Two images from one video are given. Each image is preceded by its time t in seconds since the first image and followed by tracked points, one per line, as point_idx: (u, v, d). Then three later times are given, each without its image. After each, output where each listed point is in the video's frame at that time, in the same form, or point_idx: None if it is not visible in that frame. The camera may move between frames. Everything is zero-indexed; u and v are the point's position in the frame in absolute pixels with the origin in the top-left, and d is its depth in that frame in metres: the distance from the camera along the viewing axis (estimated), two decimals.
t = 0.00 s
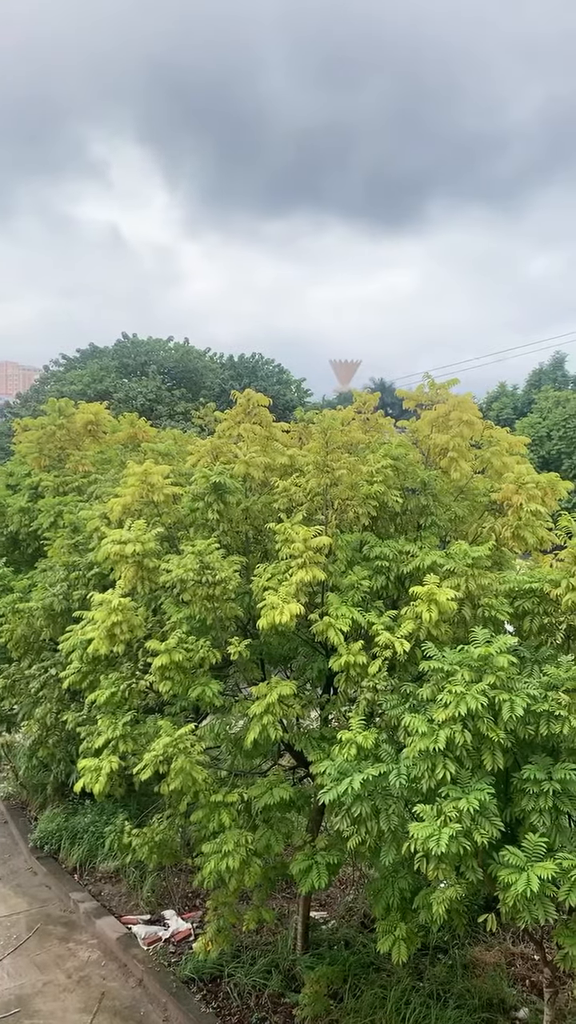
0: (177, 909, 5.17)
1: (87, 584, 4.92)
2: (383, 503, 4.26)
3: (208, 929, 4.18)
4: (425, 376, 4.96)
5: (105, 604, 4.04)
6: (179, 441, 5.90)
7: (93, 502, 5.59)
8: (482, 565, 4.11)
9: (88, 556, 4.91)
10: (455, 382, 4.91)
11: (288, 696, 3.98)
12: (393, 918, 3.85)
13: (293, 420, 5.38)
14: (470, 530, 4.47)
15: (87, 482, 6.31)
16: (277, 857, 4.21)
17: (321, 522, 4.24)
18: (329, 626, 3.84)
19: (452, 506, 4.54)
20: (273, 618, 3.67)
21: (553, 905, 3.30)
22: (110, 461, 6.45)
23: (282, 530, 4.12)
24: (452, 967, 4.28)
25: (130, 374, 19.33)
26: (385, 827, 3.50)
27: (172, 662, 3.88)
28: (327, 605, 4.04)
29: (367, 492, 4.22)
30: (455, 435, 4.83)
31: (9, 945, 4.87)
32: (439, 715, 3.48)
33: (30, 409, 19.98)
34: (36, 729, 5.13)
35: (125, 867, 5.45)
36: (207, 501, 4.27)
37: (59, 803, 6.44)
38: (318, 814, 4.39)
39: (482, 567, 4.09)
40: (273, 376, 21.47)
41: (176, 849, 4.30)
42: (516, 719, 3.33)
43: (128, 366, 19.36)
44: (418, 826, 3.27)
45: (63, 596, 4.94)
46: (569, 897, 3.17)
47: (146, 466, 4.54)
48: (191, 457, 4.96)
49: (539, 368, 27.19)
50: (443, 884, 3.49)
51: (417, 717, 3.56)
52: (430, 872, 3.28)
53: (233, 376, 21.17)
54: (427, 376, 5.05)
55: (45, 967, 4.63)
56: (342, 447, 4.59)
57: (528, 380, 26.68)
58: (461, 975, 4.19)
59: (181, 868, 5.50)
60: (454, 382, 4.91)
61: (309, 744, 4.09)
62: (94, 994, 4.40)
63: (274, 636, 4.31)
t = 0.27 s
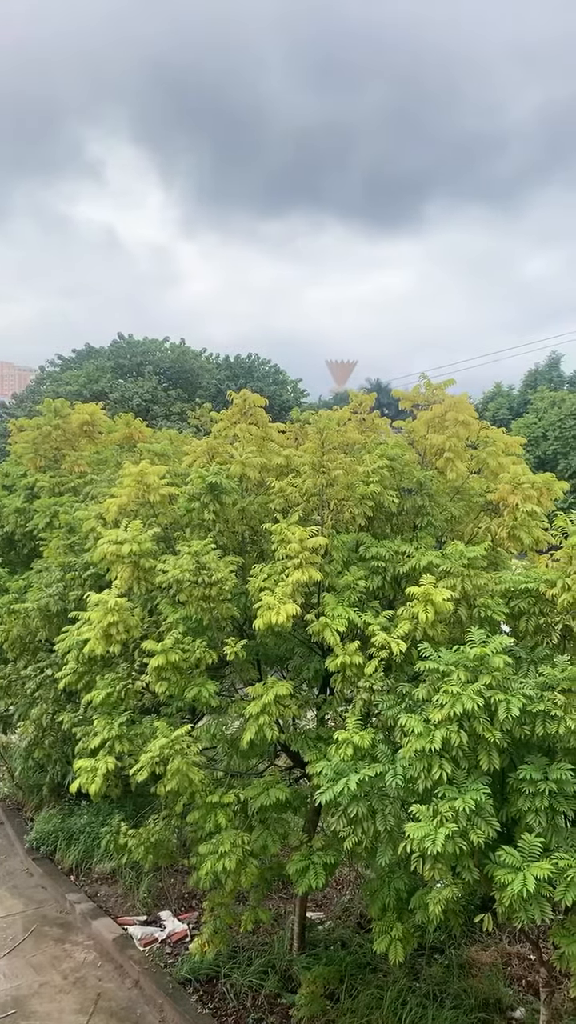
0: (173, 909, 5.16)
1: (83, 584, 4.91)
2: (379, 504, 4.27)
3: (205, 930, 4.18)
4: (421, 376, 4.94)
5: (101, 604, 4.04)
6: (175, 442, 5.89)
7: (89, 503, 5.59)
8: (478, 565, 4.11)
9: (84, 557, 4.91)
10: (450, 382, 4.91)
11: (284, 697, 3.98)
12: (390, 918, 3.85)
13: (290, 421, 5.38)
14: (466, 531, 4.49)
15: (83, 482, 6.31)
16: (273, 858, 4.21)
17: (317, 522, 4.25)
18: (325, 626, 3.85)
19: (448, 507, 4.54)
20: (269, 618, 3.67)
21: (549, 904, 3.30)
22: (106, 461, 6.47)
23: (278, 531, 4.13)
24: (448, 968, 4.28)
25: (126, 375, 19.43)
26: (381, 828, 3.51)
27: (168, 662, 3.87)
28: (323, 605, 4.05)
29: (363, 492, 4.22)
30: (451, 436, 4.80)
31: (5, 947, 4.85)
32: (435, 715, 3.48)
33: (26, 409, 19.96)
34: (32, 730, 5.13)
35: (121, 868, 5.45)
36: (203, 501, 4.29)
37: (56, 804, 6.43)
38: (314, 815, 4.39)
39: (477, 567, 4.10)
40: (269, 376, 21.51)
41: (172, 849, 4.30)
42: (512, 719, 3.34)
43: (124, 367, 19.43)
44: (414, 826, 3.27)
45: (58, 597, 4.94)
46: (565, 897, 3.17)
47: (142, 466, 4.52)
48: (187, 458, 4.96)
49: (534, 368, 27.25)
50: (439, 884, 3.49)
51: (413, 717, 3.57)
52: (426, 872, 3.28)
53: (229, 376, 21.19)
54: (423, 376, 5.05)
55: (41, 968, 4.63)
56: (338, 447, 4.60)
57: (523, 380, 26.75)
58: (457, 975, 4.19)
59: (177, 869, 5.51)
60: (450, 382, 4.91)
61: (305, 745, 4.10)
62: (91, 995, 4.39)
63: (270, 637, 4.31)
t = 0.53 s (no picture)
0: (170, 911, 5.16)
1: (80, 586, 4.91)
2: (377, 504, 4.27)
3: (202, 931, 4.18)
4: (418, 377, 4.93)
5: (98, 606, 4.03)
6: (172, 443, 5.88)
7: (85, 504, 5.58)
8: (475, 565, 4.12)
9: (81, 558, 4.91)
10: (447, 382, 4.91)
11: (281, 697, 3.98)
12: (388, 919, 3.85)
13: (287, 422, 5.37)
14: (462, 532, 4.51)
15: (80, 483, 6.31)
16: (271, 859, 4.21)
17: (315, 523, 4.25)
18: (322, 627, 3.85)
19: (445, 508, 4.54)
20: (266, 619, 3.66)
21: (547, 905, 3.30)
22: (103, 463, 6.47)
23: (276, 532, 4.13)
24: (446, 968, 4.28)
25: (123, 377, 19.45)
26: (379, 828, 3.51)
27: (165, 664, 3.87)
28: (321, 606, 4.05)
29: (360, 493, 4.22)
30: (448, 437, 4.78)
31: (3, 949, 4.84)
32: (433, 715, 3.48)
33: (22, 411, 19.94)
34: (29, 731, 5.12)
35: (119, 869, 5.45)
36: (200, 503, 4.26)
37: (53, 806, 6.41)
38: (312, 816, 4.40)
39: (474, 567, 4.11)
40: (266, 377, 21.52)
41: (170, 851, 4.30)
42: (509, 719, 3.34)
43: (121, 368, 19.42)
44: (412, 827, 3.27)
45: (55, 599, 4.93)
46: (562, 897, 3.17)
47: (139, 468, 4.50)
48: (184, 459, 4.96)
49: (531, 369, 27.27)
50: (437, 884, 3.49)
51: (410, 718, 3.57)
52: (424, 872, 3.28)
53: (226, 377, 21.20)
54: (420, 376, 5.05)
55: (39, 970, 4.61)
56: (335, 448, 4.60)
57: (520, 380, 26.80)
58: (455, 976, 4.19)
59: (175, 870, 5.51)
60: (447, 382, 4.91)
61: (303, 746, 4.10)
62: (88, 997, 4.38)
63: (267, 638, 4.31)
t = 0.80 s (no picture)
0: (168, 913, 5.15)
1: (77, 588, 4.90)
2: (373, 505, 4.27)
3: (200, 933, 4.17)
4: (414, 378, 4.92)
5: (95, 608, 4.03)
6: (169, 445, 5.87)
7: (82, 506, 5.57)
8: (472, 566, 4.13)
9: (78, 560, 4.90)
10: (443, 382, 4.91)
11: (278, 699, 3.98)
12: (386, 920, 3.85)
13: (284, 423, 5.37)
14: (459, 533, 4.51)
15: (76, 485, 6.30)
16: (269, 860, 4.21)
17: (312, 524, 4.25)
18: (319, 629, 3.85)
19: (442, 508, 4.54)
20: (264, 620, 3.66)
21: (545, 905, 3.31)
22: (99, 464, 6.46)
23: (273, 533, 4.13)
24: (445, 969, 4.28)
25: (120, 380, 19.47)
26: (377, 829, 3.52)
27: (162, 665, 3.87)
28: (318, 607, 4.05)
29: (356, 493, 4.23)
30: (444, 437, 4.80)
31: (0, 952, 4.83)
32: (430, 716, 3.49)
33: (18, 412, 19.92)
34: (26, 734, 5.11)
35: (117, 872, 5.44)
36: (196, 505, 4.26)
37: (50, 809, 6.40)
38: (309, 817, 4.40)
39: (471, 567, 4.12)
40: (263, 378, 21.55)
41: (168, 852, 4.29)
42: (506, 719, 3.34)
43: (116, 369, 19.40)
44: (410, 827, 3.27)
45: (52, 601, 4.93)
46: (560, 897, 3.17)
47: (136, 470, 4.49)
48: (180, 460, 4.96)
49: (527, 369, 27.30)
50: (435, 885, 3.50)
51: (408, 718, 3.57)
52: (422, 873, 3.29)
53: (222, 378, 21.22)
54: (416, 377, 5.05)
55: (37, 973, 4.60)
56: (331, 449, 4.61)
57: (516, 380, 26.85)
58: (454, 977, 4.19)
59: (173, 872, 5.50)
60: (443, 382, 4.91)
61: (300, 747, 4.10)
62: (86, 1000, 4.37)
63: (265, 639, 4.31)
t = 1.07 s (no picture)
0: (165, 916, 5.15)
1: (73, 590, 4.90)
2: (369, 506, 4.27)
3: (198, 936, 4.17)
4: (410, 379, 4.92)
5: (90, 610, 4.02)
6: (164, 447, 5.87)
7: (77, 508, 5.57)
8: (467, 566, 4.13)
9: (73, 563, 4.90)
10: (438, 383, 4.91)
11: (275, 700, 3.98)
12: (383, 921, 3.85)
13: (279, 425, 5.38)
14: (455, 534, 4.52)
15: (71, 487, 6.30)
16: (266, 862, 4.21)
17: (308, 525, 4.26)
18: (316, 630, 3.86)
19: (437, 509, 4.54)
20: (260, 622, 3.66)
21: (542, 905, 3.31)
22: (94, 466, 6.46)
23: (268, 534, 4.13)
24: (442, 970, 4.29)
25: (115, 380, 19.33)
26: (373, 830, 3.52)
27: (159, 667, 3.86)
28: (314, 608, 4.05)
29: (352, 495, 4.23)
30: (439, 437, 4.81)
31: None
32: (426, 717, 3.49)
33: (13, 415, 19.88)
34: (23, 737, 5.10)
35: (114, 874, 5.43)
36: (192, 506, 4.26)
37: (47, 812, 6.39)
38: (306, 819, 4.40)
39: (467, 568, 4.12)
40: (258, 380, 21.58)
41: (165, 855, 4.29)
42: (502, 719, 3.35)
43: (112, 371, 19.39)
44: (407, 828, 3.27)
45: (48, 603, 4.92)
46: (557, 897, 3.18)
47: (131, 471, 4.49)
48: (176, 462, 4.96)
49: (522, 370, 27.37)
50: (432, 886, 3.50)
51: (404, 719, 3.57)
52: (419, 874, 3.29)
53: (217, 380, 21.24)
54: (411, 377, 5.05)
55: (34, 977, 4.59)
56: (327, 449, 4.61)
57: (511, 381, 26.92)
58: (451, 977, 4.19)
59: (170, 874, 5.50)
60: (438, 382, 4.91)
61: (297, 749, 4.11)
62: (83, 1003, 4.36)
63: (261, 641, 4.31)
